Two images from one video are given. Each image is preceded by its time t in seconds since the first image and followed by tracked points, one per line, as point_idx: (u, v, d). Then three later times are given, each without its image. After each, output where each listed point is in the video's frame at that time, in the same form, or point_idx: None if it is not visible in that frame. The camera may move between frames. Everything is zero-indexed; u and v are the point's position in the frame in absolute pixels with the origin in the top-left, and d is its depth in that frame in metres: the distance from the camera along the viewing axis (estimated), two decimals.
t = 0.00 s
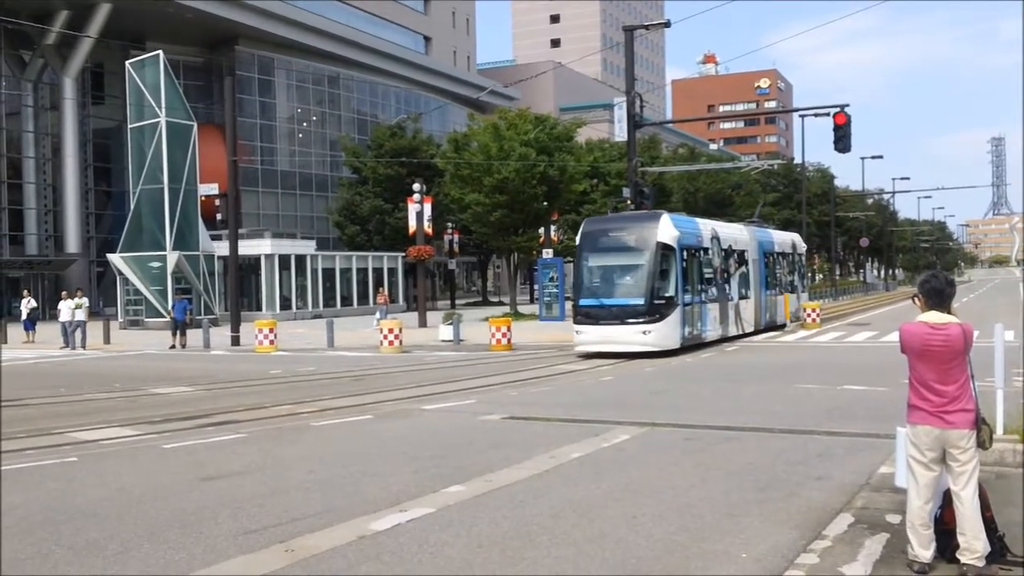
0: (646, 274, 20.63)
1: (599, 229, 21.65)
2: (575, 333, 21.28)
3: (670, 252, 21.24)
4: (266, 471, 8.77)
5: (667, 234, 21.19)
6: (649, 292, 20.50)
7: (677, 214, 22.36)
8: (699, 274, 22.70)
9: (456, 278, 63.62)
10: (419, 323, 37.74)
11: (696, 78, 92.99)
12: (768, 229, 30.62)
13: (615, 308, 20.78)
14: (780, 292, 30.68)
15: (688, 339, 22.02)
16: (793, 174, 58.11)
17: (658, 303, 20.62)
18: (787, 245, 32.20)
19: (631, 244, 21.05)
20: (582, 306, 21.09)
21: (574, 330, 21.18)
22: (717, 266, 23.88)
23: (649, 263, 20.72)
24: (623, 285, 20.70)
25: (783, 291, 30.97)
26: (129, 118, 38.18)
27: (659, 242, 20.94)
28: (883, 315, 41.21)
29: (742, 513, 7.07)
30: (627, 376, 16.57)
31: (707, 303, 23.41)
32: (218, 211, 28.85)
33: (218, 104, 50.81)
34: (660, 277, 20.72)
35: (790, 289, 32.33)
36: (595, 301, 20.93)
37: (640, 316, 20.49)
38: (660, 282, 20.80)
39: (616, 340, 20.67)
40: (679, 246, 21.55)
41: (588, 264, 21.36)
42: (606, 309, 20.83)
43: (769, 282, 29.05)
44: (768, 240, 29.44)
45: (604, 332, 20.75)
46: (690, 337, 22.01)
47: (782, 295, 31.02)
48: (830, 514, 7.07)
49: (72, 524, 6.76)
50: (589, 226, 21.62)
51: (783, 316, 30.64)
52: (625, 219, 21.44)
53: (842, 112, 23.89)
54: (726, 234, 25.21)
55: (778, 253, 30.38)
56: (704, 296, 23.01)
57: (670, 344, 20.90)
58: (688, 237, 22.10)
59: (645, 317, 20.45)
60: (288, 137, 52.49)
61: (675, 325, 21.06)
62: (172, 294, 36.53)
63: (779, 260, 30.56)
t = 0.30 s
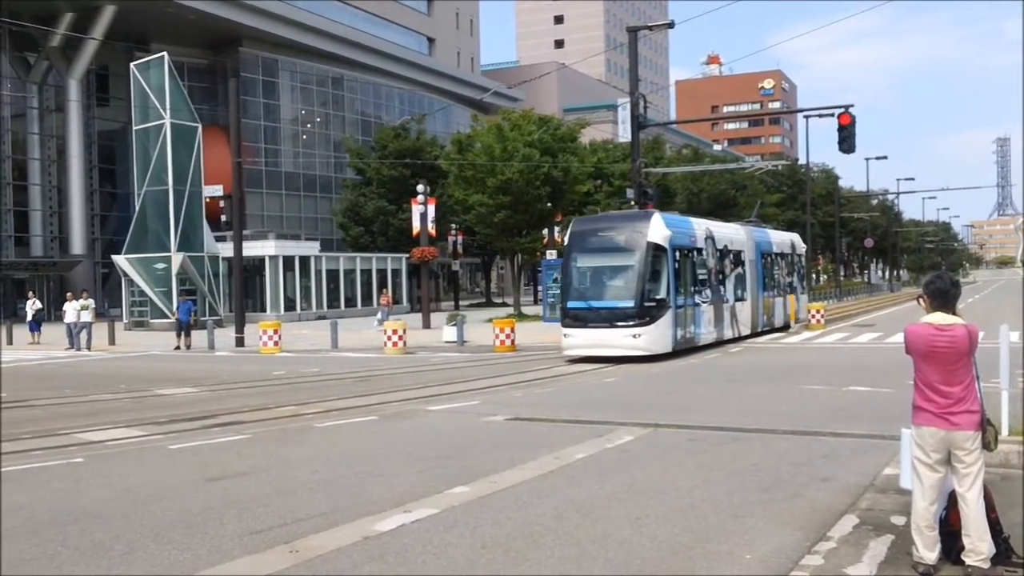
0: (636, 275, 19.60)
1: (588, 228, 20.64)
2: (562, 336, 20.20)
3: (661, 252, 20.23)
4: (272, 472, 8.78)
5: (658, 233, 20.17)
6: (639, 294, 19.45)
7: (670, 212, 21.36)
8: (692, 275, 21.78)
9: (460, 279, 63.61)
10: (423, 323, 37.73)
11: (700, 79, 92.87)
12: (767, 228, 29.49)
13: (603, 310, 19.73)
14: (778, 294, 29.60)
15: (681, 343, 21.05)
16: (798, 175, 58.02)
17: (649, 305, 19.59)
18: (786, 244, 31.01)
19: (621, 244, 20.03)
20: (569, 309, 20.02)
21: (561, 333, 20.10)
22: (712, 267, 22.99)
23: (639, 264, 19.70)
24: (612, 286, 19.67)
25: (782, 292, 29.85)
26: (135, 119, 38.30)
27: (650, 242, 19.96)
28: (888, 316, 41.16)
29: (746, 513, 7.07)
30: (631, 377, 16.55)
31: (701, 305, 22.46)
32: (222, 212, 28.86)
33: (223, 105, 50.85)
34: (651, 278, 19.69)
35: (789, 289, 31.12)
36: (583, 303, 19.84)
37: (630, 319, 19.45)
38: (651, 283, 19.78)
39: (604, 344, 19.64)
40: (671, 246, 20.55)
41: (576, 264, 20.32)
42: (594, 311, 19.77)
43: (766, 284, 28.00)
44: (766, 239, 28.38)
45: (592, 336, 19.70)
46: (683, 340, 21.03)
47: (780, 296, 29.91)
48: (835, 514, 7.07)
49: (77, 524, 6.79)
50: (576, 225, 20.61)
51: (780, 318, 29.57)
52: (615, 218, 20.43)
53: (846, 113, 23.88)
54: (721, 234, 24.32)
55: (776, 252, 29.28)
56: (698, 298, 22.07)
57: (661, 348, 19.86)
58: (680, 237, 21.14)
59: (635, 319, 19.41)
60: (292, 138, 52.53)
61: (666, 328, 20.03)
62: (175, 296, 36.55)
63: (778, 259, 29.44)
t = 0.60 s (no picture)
0: (625, 275, 19.22)
1: (576, 227, 20.25)
2: (550, 338, 19.80)
3: (652, 251, 19.81)
4: (276, 471, 8.81)
5: (649, 231, 19.74)
6: (629, 294, 19.05)
7: (661, 210, 20.92)
8: (686, 274, 21.32)
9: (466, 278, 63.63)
10: (428, 323, 37.72)
11: (705, 78, 92.78)
12: (766, 227, 28.86)
13: (592, 311, 19.30)
14: (777, 294, 28.98)
15: (674, 344, 20.53)
16: (803, 175, 57.94)
17: (639, 306, 19.18)
18: (786, 244, 30.34)
19: (611, 243, 19.60)
20: (557, 310, 19.61)
21: (550, 335, 19.69)
22: (706, 266, 22.50)
23: (628, 263, 19.28)
24: (600, 287, 19.27)
25: (780, 292, 29.24)
26: (139, 119, 38.20)
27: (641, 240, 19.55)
28: (895, 315, 41.15)
29: (752, 513, 7.06)
30: (636, 377, 16.53)
31: (696, 305, 21.98)
32: (228, 212, 28.89)
33: (228, 105, 50.97)
34: (641, 279, 19.28)
35: (788, 289, 30.47)
36: (572, 304, 19.44)
37: (620, 320, 19.04)
38: (642, 283, 19.37)
39: (593, 346, 19.21)
40: (662, 245, 20.10)
41: (564, 264, 19.92)
42: (583, 313, 19.35)
43: (764, 283, 27.40)
44: (764, 238, 27.79)
45: (581, 338, 19.27)
46: (676, 342, 20.52)
47: (778, 296, 29.28)
48: (840, 514, 7.07)
49: (82, 524, 6.81)
50: (565, 224, 20.23)
51: (779, 318, 28.96)
52: (604, 216, 20.01)
53: (851, 112, 23.84)
54: (717, 232, 23.82)
55: (775, 251, 28.65)
56: (692, 298, 21.55)
57: (652, 350, 19.44)
58: (672, 234, 20.69)
59: (624, 320, 18.99)
60: (297, 138, 52.63)
61: (657, 330, 19.61)
62: (181, 295, 36.65)
63: (776, 259, 28.84)
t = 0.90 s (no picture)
0: (613, 275, 18.39)
1: (563, 225, 19.44)
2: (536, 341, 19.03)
3: (641, 249, 18.98)
4: (279, 470, 8.81)
5: (638, 229, 18.90)
6: (616, 295, 18.23)
7: (652, 207, 20.08)
8: (678, 274, 20.45)
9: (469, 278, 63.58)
10: (431, 323, 37.71)
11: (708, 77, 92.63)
12: (764, 226, 27.92)
13: (578, 313, 18.51)
14: (773, 294, 28.09)
15: (665, 347, 19.72)
16: (807, 174, 57.85)
17: (628, 307, 18.36)
18: (783, 242, 29.37)
19: (598, 241, 18.79)
20: (542, 311, 18.85)
21: (535, 337, 18.93)
22: (699, 265, 21.58)
23: (616, 263, 18.47)
24: (587, 287, 18.47)
25: (777, 293, 28.35)
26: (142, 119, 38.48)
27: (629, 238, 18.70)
28: (899, 315, 41.06)
29: (755, 513, 7.05)
30: (639, 377, 16.49)
31: (688, 306, 21.09)
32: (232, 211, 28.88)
33: (232, 105, 51.05)
34: (629, 279, 18.46)
35: (785, 289, 29.60)
36: (557, 305, 18.68)
37: (607, 322, 18.25)
38: (631, 283, 18.54)
39: (579, 349, 18.42)
40: (652, 243, 19.25)
41: (550, 263, 19.15)
42: (569, 314, 18.57)
43: (760, 283, 26.49)
44: (762, 236, 26.83)
45: (566, 341, 18.50)
46: (667, 344, 19.69)
47: (775, 296, 28.36)
48: (844, 514, 7.05)
49: (85, 523, 6.81)
50: (550, 222, 19.43)
51: (775, 319, 28.06)
52: (591, 213, 19.18)
53: (856, 111, 23.77)
54: (711, 230, 22.90)
55: (772, 250, 27.72)
56: (683, 299, 20.68)
57: (641, 352, 18.63)
58: (662, 232, 19.83)
59: (611, 322, 18.20)
60: (301, 137, 52.68)
61: (647, 332, 18.79)
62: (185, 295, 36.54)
63: (773, 258, 27.93)
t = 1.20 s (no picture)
0: (598, 274, 17.45)
1: (547, 223, 18.50)
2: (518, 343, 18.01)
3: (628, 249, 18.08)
4: (285, 468, 8.83)
5: (625, 227, 17.97)
6: (602, 296, 17.28)
7: (640, 205, 19.12)
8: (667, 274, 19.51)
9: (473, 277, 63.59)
10: (435, 322, 37.73)
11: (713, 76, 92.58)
12: (760, 224, 27.00)
13: (562, 314, 17.51)
14: (769, 295, 27.14)
15: (652, 350, 18.74)
16: (811, 174, 57.81)
17: (614, 308, 17.38)
18: (781, 240, 28.43)
19: (584, 239, 17.85)
20: (524, 312, 17.83)
21: (516, 339, 17.90)
22: (690, 266, 20.65)
23: (602, 262, 17.53)
24: (570, 288, 17.51)
25: (774, 293, 27.42)
26: (147, 118, 38.41)
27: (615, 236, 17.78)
28: (903, 315, 40.95)
29: (760, 513, 7.04)
30: (643, 376, 16.47)
31: (678, 308, 20.14)
32: (236, 211, 28.88)
33: (237, 104, 51.16)
34: (615, 279, 17.52)
35: (783, 289, 28.72)
36: (540, 306, 17.67)
37: (592, 324, 17.26)
38: (617, 284, 17.60)
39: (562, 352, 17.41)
40: (640, 242, 18.31)
41: (533, 262, 18.17)
42: (552, 316, 17.55)
43: (756, 283, 25.51)
44: (757, 235, 25.83)
45: (549, 343, 17.48)
46: (654, 347, 18.71)
47: (771, 296, 27.41)
48: (849, 514, 7.04)
49: (90, 520, 6.84)
50: (534, 219, 18.50)
51: (772, 320, 27.13)
52: (578, 211, 18.24)
53: (861, 111, 23.75)
54: (704, 228, 21.95)
55: (768, 249, 26.77)
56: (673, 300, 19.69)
57: (628, 356, 17.63)
58: (651, 231, 18.92)
59: (596, 324, 17.22)
60: (305, 136, 52.72)
61: (634, 335, 17.82)
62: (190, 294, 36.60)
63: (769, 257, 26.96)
